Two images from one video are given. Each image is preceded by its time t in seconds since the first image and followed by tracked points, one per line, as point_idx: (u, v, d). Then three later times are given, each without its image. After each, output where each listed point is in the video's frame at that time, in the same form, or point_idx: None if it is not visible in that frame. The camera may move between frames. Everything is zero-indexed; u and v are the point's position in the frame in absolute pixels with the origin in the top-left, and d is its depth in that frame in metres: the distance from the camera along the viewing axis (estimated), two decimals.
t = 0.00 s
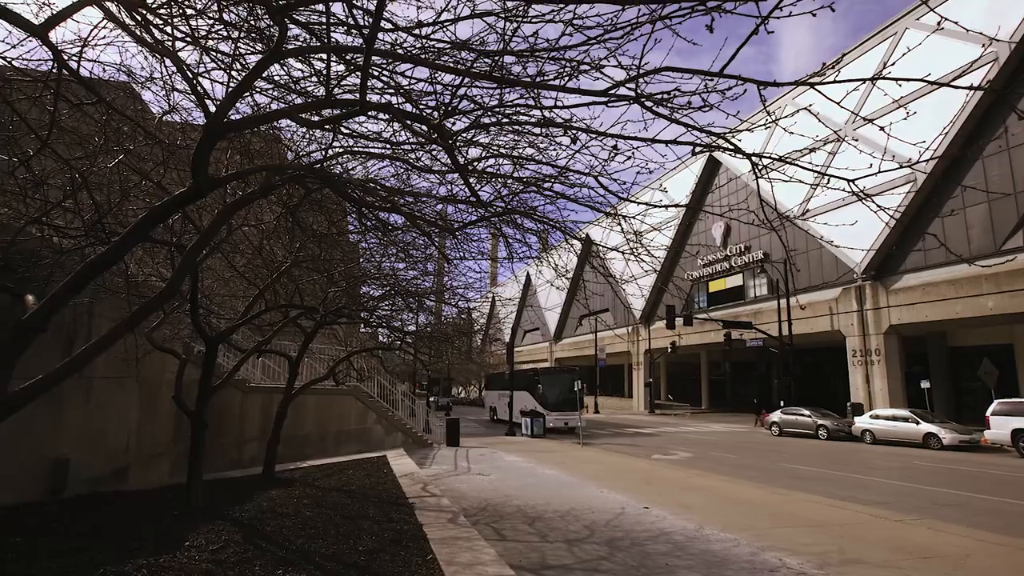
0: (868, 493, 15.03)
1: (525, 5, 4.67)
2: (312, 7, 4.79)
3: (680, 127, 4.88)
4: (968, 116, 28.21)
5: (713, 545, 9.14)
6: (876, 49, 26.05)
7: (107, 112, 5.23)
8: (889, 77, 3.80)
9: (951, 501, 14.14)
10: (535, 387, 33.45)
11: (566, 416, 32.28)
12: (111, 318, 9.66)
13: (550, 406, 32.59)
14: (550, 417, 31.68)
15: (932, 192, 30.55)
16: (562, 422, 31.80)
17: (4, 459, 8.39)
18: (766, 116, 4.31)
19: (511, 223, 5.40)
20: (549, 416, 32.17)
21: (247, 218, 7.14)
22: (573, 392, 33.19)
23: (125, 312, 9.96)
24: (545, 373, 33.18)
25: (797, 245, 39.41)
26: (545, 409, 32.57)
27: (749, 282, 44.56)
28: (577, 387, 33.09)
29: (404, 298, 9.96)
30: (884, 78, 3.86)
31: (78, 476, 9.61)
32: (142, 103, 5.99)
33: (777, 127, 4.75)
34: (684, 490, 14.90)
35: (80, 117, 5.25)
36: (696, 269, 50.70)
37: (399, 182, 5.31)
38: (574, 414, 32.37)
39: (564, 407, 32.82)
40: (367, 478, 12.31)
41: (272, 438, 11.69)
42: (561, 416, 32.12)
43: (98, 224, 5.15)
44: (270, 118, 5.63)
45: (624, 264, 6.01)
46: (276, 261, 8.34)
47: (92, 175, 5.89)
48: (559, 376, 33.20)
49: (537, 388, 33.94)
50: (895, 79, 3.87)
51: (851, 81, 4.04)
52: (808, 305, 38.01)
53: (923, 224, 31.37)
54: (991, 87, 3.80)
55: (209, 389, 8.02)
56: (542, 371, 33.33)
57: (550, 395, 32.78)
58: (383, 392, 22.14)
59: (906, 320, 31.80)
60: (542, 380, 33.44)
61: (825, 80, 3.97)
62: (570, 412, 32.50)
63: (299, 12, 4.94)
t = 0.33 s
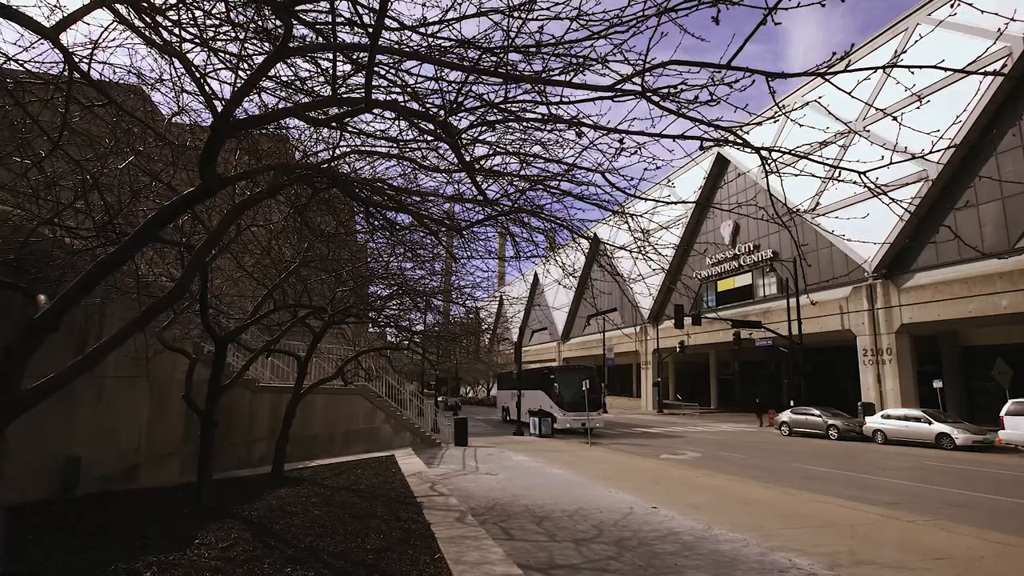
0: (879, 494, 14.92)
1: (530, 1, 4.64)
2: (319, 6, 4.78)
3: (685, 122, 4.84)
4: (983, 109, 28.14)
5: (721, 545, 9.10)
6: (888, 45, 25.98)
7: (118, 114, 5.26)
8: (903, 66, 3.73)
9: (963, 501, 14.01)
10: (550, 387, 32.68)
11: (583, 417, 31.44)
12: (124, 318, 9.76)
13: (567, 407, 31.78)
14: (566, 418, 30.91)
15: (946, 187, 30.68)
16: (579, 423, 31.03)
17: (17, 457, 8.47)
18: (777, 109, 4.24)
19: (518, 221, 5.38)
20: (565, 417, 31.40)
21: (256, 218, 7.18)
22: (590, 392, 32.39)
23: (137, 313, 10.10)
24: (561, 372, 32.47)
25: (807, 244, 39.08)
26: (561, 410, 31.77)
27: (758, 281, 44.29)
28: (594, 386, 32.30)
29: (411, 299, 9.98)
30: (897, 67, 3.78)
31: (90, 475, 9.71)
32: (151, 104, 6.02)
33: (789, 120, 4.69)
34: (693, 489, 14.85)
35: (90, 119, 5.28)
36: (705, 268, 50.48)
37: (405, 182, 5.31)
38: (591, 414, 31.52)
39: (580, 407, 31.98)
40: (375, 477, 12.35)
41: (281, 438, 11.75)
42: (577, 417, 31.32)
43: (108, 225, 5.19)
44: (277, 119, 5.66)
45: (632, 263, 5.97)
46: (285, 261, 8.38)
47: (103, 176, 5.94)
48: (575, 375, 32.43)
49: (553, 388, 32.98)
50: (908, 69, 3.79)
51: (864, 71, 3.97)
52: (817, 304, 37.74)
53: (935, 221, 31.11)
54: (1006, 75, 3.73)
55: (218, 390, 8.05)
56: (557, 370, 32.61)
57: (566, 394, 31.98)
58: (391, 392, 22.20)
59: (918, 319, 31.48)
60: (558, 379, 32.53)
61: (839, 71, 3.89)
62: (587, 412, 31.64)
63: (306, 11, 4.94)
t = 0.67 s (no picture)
0: (885, 493, 14.82)
1: None
2: (316, 5, 4.79)
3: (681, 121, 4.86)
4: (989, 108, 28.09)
5: (725, 545, 9.06)
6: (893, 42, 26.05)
7: (120, 114, 5.29)
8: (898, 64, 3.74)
9: (969, 501, 13.91)
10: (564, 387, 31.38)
11: (598, 418, 30.05)
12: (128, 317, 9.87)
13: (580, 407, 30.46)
14: (580, 419, 29.64)
15: (952, 186, 30.61)
16: (594, 424, 29.78)
17: (21, 455, 8.53)
18: (773, 107, 4.24)
19: (518, 219, 5.37)
20: (579, 417, 30.15)
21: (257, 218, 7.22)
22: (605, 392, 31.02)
23: (143, 312, 10.19)
24: (575, 370, 31.20)
25: (812, 243, 38.85)
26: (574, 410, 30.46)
27: (762, 280, 44.13)
28: (609, 386, 30.92)
29: (414, 298, 10.02)
30: (892, 64, 3.77)
31: (94, 474, 9.77)
32: (153, 104, 6.06)
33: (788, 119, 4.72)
34: (697, 489, 14.79)
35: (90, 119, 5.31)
36: (710, 267, 50.34)
37: (404, 181, 5.32)
38: (606, 414, 30.12)
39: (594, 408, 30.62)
40: (379, 476, 12.38)
41: (286, 437, 11.79)
42: (591, 417, 29.98)
43: (109, 224, 5.22)
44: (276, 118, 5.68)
45: (633, 260, 5.96)
46: (287, 261, 8.41)
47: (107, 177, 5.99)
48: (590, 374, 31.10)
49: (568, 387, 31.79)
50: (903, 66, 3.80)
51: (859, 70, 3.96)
52: (823, 303, 37.59)
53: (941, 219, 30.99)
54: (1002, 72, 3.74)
55: (221, 389, 8.09)
56: (571, 369, 31.33)
57: (579, 395, 30.68)
58: (395, 392, 22.23)
59: (925, 318, 31.28)
60: (572, 378, 31.32)
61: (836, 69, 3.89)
62: (601, 413, 30.26)
63: (303, 10, 4.95)
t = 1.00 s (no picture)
0: (889, 493, 14.68)
1: None
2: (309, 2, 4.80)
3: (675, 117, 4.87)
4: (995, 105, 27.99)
5: (726, 544, 9.01)
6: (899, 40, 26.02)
7: (119, 113, 5.29)
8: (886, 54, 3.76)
9: (974, 501, 13.80)
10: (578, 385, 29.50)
11: (614, 418, 28.37)
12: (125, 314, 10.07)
13: (593, 407, 28.59)
14: (592, 419, 27.93)
15: (957, 184, 30.53)
16: (608, 425, 28.13)
17: (23, 454, 8.56)
18: (766, 101, 4.22)
19: (516, 217, 5.37)
20: (592, 417, 28.36)
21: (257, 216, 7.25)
22: (620, 391, 29.14)
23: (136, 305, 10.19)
24: (588, 367, 29.36)
25: (816, 242, 38.68)
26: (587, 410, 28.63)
27: (767, 280, 43.98)
28: (625, 385, 28.98)
29: (416, 297, 10.03)
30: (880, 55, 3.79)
31: (95, 473, 9.81)
32: (152, 104, 6.09)
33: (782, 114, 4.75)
34: (700, 489, 14.71)
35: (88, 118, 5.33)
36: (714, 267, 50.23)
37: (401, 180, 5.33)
38: (622, 415, 28.39)
39: (609, 407, 28.72)
40: (380, 475, 12.39)
41: (288, 437, 11.83)
42: (605, 418, 28.25)
43: (109, 224, 5.24)
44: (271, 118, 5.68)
45: (633, 259, 5.93)
46: (288, 260, 8.42)
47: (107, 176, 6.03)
48: (605, 372, 29.14)
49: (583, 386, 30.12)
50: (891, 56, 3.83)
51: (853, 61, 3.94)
52: (827, 302, 37.43)
53: (947, 218, 30.86)
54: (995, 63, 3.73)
55: (222, 388, 8.13)
56: (585, 366, 29.51)
57: (593, 393, 28.85)
58: (397, 391, 22.19)
59: (929, 317, 31.09)
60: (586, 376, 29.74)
61: (828, 61, 3.90)
62: (618, 413, 28.53)
63: (295, 8, 4.96)
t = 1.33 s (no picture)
0: (890, 493, 14.60)
1: None
2: None
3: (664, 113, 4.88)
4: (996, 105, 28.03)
5: (725, 543, 8.99)
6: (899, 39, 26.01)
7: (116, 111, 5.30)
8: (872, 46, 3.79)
9: (975, 501, 13.75)
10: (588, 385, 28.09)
11: (626, 420, 27.12)
12: (123, 312, 10.09)
13: (605, 408, 27.20)
14: (605, 421, 26.59)
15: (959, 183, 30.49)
16: (621, 427, 26.87)
17: (23, 452, 8.57)
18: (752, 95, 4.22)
19: (510, 214, 5.36)
20: (604, 419, 26.97)
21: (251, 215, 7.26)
22: (632, 391, 27.83)
23: (133, 304, 10.24)
24: (599, 366, 27.96)
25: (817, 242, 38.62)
26: (598, 412, 27.20)
27: (768, 279, 43.90)
28: (637, 385, 27.65)
29: (414, 296, 10.00)
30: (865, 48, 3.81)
31: (95, 472, 9.82)
32: (148, 103, 6.11)
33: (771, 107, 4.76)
34: (700, 488, 14.67)
35: (84, 117, 5.34)
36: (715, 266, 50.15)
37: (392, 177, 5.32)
38: (635, 416, 27.15)
39: (621, 409, 27.38)
40: (379, 474, 12.41)
41: (287, 437, 11.84)
42: (618, 420, 26.95)
43: (106, 222, 5.26)
44: (259, 116, 5.66)
45: (633, 256, 5.91)
46: (285, 259, 8.42)
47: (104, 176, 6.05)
48: (616, 371, 27.78)
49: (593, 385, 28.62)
50: (874, 48, 3.86)
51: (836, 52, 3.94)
52: (827, 302, 37.38)
53: (949, 217, 30.83)
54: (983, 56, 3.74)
55: (219, 387, 8.13)
56: (595, 365, 28.09)
57: (604, 394, 27.46)
58: (397, 390, 22.19)
59: (931, 316, 31.03)
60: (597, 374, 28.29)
61: (813, 54, 3.91)
62: (630, 415, 27.24)
63: (282, 3, 4.92)
